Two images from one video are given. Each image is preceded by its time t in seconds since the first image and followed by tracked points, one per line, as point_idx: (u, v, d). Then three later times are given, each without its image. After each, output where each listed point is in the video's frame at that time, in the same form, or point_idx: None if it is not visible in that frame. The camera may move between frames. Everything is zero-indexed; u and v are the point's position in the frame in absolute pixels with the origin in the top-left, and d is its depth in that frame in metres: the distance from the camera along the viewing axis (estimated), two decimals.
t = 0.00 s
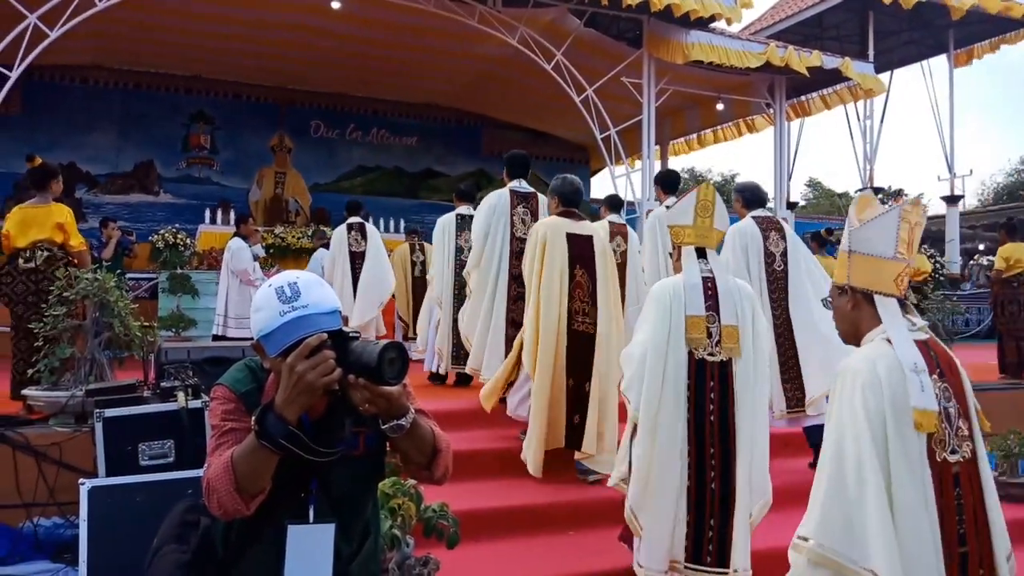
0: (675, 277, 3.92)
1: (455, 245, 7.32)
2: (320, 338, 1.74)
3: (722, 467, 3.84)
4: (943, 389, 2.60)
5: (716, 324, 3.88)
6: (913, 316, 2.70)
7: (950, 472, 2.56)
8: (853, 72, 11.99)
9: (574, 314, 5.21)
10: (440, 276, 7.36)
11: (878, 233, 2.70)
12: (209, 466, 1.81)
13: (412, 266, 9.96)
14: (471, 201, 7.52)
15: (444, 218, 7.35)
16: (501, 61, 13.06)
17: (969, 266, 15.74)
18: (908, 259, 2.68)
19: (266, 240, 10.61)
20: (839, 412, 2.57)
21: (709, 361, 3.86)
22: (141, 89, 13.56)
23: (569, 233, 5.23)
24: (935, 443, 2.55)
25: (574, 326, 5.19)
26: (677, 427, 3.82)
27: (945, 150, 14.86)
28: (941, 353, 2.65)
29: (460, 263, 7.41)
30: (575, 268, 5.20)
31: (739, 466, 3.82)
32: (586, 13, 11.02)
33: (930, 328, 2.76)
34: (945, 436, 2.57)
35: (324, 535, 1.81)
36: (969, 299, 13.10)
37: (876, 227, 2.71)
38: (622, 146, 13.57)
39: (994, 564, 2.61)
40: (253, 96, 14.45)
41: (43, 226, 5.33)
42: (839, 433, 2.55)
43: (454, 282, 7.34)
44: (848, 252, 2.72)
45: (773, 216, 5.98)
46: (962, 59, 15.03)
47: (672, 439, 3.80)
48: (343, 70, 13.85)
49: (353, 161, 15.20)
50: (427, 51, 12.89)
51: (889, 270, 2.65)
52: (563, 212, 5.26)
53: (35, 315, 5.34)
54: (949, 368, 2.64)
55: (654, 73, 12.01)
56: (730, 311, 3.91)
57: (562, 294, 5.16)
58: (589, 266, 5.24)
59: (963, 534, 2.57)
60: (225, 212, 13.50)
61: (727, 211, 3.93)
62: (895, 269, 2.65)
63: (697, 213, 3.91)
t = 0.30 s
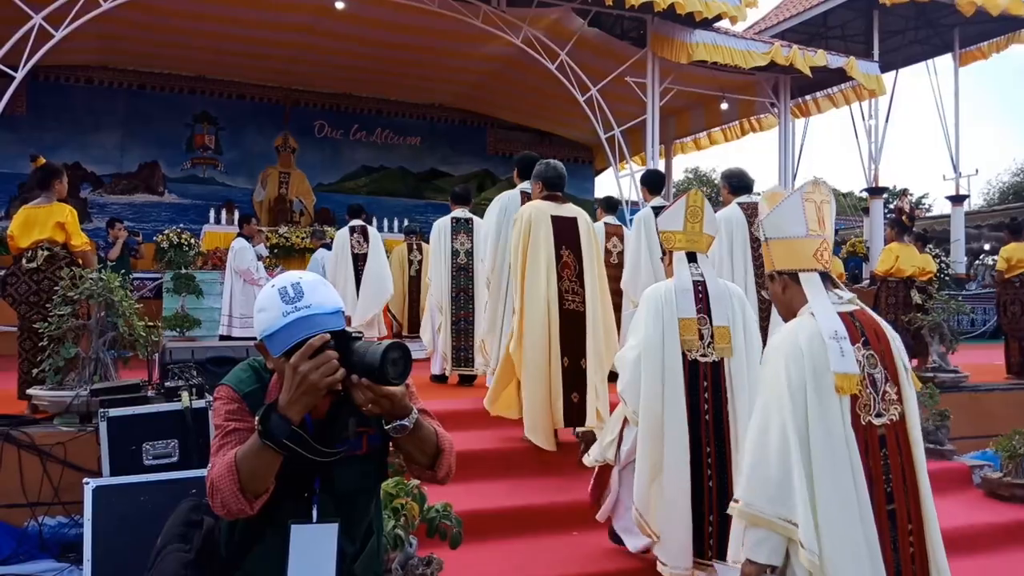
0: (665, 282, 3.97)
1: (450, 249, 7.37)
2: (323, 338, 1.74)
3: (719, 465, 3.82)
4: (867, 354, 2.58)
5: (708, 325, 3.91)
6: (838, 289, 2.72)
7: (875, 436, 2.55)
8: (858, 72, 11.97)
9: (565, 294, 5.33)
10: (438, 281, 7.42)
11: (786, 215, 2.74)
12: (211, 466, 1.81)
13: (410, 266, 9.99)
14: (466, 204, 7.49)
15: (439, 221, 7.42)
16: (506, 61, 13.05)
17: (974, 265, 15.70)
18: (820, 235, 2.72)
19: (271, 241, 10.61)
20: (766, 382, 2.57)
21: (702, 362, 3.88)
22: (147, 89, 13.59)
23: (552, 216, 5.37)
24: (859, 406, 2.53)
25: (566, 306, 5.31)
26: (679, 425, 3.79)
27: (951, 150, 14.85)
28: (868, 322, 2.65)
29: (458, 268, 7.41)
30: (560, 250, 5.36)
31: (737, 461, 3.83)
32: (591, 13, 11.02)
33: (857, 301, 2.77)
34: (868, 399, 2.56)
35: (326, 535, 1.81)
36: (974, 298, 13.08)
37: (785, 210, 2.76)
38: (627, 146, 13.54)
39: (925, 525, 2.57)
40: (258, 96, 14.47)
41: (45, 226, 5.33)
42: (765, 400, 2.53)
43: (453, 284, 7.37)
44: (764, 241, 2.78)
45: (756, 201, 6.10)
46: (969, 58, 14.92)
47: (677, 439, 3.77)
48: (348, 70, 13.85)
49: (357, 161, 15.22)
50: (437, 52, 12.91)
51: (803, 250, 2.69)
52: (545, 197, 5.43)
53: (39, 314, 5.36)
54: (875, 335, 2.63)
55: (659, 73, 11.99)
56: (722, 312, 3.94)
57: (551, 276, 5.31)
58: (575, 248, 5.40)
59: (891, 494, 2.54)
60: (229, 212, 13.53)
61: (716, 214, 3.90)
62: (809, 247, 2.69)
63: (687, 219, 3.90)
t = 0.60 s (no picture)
0: (635, 284, 4.11)
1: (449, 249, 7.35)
2: (330, 339, 1.73)
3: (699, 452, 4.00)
4: (844, 345, 2.79)
5: (678, 320, 4.05)
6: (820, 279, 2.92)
7: (847, 422, 2.76)
8: (863, 71, 11.95)
9: (561, 290, 5.34)
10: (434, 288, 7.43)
11: (772, 206, 2.90)
12: (218, 466, 1.82)
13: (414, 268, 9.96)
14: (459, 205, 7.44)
15: (436, 223, 7.40)
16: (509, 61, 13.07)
17: (979, 265, 15.66)
18: (807, 224, 2.87)
19: (276, 241, 10.62)
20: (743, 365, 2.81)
21: (674, 356, 4.02)
22: (151, 89, 13.62)
23: (553, 212, 5.38)
24: (833, 395, 2.74)
25: (562, 302, 5.33)
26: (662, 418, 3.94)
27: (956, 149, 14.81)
28: (848, 312, 2.86)
29: (454, 268, 7.42)
30: (560, 248, 5.37)
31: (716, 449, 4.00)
32: (595, 12, 11.02)
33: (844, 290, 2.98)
34: (842, 388, 2.76)
35: (331, 536, 1.81)
36: (978, 298, 13.05)
37: (771, 201, 2.91)
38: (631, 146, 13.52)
39: (887, 507, 2.82)
40: (262, 97, 14.49)
41: (50, 227, 5.32)
42: (738, 382, 2.79)
43: (450, 285, 7.39)
44: (755, 229, 2.95)
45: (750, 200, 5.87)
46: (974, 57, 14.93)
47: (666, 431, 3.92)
48: (352, 71, 13.88)
49: (361, 161, 15.23)
50: (440, 52, 12.92)
51: (790, 239, 2.84)
52: (547, 191, 5.43)
53: (45, 315, 5.37)
54: (853, 326, 2.83)
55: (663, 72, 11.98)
56: (690, 306, 4.07)
57: (549, 275, 5.31)
58: (574, 245, 5.41)
59: (859, 479, 2.77)
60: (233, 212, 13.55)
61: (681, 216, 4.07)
62: (795, 236, 2.84)
63: (653, 222, 4.06)
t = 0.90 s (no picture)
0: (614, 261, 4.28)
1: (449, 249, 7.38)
2: (333, 338, 1.74)
3: (669, 426, 4.23)
4: (847, 346, 2.91)
5: (654, 295, 4.27)
6: (834, 280, 3.01)
7: (842, 421, 2.89)
8: (867, 70, 11.93)
9: (564, 292, 5.35)
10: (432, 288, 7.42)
11: (792, 204, 3.01)
12: (223, 465, 1.82)
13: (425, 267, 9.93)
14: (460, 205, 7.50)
15: (435, 223, 7.44)
16: (512, 61, 13.06)
17: (983, 265, 15.62)
18: (826, 224, 2.98)
19: (279, 241, 10.65)
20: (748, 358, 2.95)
21: (650, 331, 4.23)
22: (155, 90, 13.64)
23: (561, 213, 5.38)
24: (831, 393, 2.87)
25: (564, 304, 5.34)
26: (637, 392, 4.13)
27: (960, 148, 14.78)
28: (856, 317, 2.95)
29: (455, 268, 7.44)
30: (565, 250, 5.38)
31: (684, 421, 4.24)
32: (598, 12, 11.02)
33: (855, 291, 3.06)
34: (840, 388, 2.89)
35: (335, 534, 1.82)
36: (983, 298, 13.03)
37: (791, 199, 3.02)
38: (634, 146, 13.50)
39: (872, 505, 2.97)
40: (266, 97, 14.51)
41: (57, 228, 5.35)
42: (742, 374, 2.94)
43: (452, 283, 7.43)
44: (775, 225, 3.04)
45: (743, 204, 6.03)
46: (977, 56, 14.91)
47: (639, 404, 4.12)
48: (356, 71, 13.90)
49: (364, 161, 15.24)
50: (443, 52, 12.92)
51: (808, 238, 2.95)
52: (555, 192, 5.41)
53: (50, 316, 5.40)
54: (858, 328, 2.94)
55: (666, 72, 11.97)
56: (666, 282, 4.30)
57: (552, 276, 5.31)
58: (578, 249, 5.43)
59: (846, 475, 2.92)
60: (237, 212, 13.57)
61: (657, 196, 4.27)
62: (813, 235, 2.95)
63: (633, 201, 4.25)
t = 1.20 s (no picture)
0: (608, 255, 4.34)
1: (450, 251, 7.43)
2: (335, 339, 1.75)
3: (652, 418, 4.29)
4: (857, 347, 2.95)
5: (644, 290, 4.33)
6: (849, 283, 3.05)
7: (851, 421, 2.94)
8: (871, 70, 11.92)
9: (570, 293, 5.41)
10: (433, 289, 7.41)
11: (807, 207, 3.09)
12: (226, 465, 1.83)
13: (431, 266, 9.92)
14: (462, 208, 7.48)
15: (437, 225, 7.45)
16: (515, 61, 13.06)
17: (987, 265, 15.60)
18: (843, 228, 3.06)
19: (283, 242, 10.73)
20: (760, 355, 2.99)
21: (639, 324, 4.29)
22: (159, 91, 13.68)
23: (568, 216, 5.41)
24: (839, 393, 2.92)
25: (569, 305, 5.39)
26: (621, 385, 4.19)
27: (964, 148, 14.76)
28: (867, 319, 3.00)
29: (455, 270, 7.48)
30: (571, 252, 5.42)
31: (666, 412, 4.31)
32: (601, 13, 11.02)
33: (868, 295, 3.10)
34: (850, 388, 2.94)
35: (338, 535, 1.83)
36: (987, 298, 13.02)
37: (807, 202, 3.09)
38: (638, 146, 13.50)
39: (878, 505, 3.02)
40: (269, 98, 14.53)
41: (63, 230, 5.37)
42: (754, 371, 2.98)
43: (453, 285, 7.44)
44: (792, 226, 3.13)
45: (734, 200, 6.12)
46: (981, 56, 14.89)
47: (619, 395, 4.17)
48: (360, 72, 13.93)
49: (368, 162, 15.27)
50: (445, 52, 12.92)
51: (824, 240, 3.03)
52: (565, 193, 5.42)
53: (55, 317, 5.41)
54: (869, 330, 2.99)
55: (670, 72, 11.97)
56: (655, 278, 4.37)
57: (557, 276, 5.33)
58: (584, 251, 5.48)
59: (854, 475, 2.97)
60: (241, 214, 13.60)
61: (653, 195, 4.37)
62: (828, 238, 3.04)
63: (627, 198, 4.37)
